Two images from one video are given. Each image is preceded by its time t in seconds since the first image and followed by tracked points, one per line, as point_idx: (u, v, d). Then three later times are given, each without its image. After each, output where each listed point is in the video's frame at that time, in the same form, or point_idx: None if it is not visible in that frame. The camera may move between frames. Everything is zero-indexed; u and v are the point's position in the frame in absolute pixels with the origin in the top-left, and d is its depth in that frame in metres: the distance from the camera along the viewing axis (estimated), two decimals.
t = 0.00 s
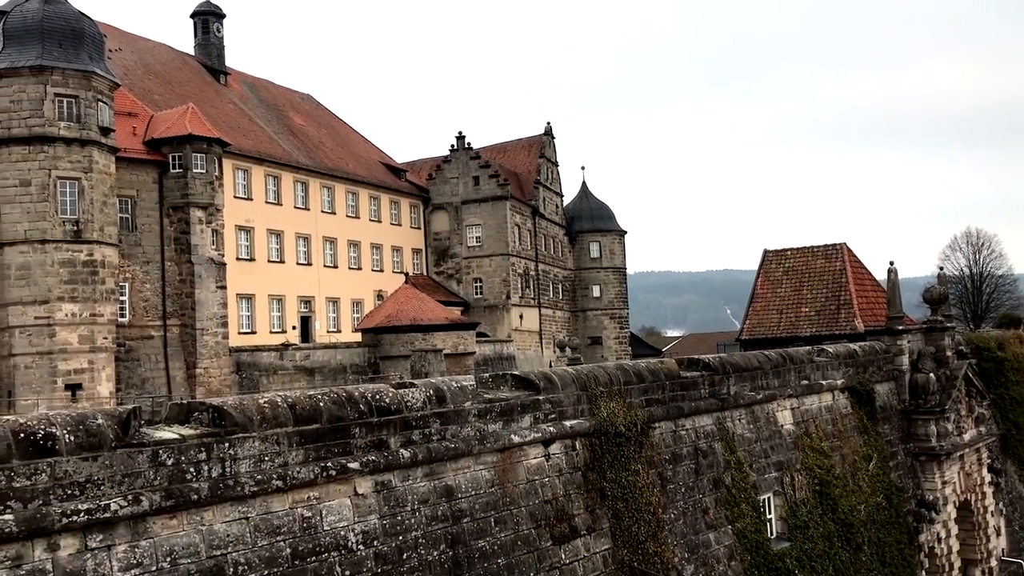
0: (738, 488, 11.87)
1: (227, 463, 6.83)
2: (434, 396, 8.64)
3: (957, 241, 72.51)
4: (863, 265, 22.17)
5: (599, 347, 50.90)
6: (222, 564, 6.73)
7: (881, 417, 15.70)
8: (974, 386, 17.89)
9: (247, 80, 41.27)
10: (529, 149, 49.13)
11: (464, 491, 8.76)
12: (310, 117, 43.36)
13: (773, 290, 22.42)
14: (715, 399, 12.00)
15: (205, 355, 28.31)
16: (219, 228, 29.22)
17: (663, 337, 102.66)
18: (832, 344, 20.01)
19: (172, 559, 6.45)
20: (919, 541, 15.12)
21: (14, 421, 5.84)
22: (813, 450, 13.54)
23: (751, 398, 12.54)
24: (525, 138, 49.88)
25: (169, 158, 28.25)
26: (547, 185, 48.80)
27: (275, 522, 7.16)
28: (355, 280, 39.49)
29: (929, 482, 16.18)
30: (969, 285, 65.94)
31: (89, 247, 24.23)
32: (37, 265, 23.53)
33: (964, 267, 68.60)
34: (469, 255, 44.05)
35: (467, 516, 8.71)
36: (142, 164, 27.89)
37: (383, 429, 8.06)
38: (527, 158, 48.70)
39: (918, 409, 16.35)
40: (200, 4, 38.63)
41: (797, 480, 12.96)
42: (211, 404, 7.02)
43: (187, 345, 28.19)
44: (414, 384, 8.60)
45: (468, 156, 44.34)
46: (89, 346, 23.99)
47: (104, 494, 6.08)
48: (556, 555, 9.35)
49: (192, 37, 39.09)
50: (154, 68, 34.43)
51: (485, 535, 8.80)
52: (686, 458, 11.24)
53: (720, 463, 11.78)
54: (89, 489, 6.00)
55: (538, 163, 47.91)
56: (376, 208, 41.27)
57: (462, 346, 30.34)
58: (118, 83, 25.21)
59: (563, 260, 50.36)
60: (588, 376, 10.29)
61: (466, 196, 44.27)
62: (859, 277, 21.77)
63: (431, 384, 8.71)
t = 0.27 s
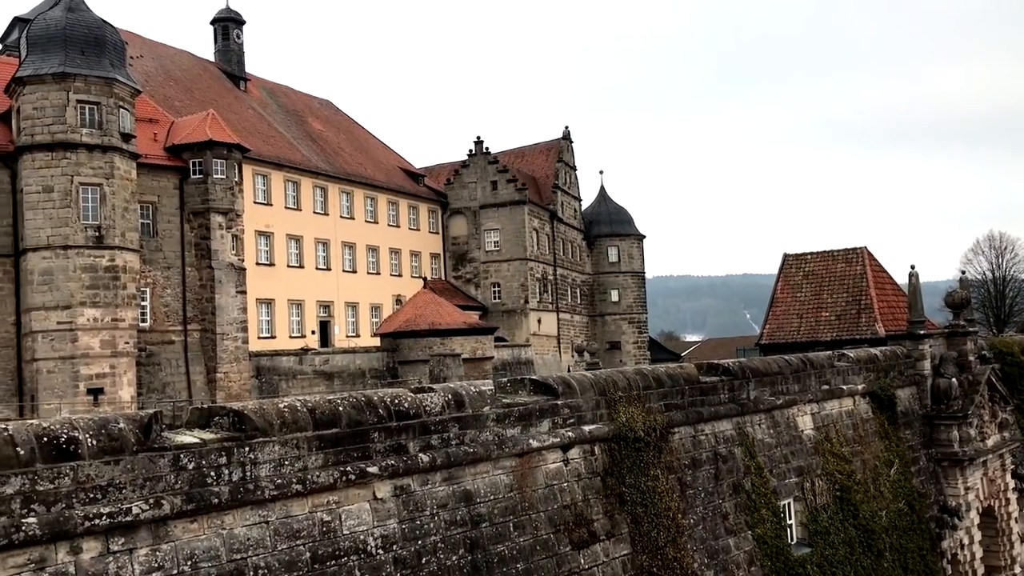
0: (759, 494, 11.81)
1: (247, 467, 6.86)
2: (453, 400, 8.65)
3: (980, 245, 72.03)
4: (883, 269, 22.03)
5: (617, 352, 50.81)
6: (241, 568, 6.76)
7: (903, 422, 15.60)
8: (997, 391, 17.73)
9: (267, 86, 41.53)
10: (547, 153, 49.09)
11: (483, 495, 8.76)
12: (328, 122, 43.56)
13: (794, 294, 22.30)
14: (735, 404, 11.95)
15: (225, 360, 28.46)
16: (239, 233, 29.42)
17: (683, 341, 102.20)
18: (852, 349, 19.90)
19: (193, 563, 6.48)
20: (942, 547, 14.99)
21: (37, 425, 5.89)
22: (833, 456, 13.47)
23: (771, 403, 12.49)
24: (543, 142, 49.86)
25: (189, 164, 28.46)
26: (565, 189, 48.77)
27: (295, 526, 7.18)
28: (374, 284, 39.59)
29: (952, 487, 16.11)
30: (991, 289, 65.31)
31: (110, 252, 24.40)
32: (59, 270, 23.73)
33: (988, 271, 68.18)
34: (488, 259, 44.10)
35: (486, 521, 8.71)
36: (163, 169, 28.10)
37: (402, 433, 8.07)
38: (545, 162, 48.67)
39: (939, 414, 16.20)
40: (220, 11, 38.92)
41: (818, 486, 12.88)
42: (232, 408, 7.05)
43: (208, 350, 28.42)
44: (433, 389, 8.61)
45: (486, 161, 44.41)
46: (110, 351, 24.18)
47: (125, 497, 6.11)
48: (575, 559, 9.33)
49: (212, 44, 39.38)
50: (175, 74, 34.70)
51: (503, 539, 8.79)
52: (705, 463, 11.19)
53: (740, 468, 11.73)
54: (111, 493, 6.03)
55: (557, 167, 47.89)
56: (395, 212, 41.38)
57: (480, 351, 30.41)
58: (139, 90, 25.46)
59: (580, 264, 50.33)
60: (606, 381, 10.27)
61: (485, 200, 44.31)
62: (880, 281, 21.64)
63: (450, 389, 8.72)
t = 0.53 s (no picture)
0: (778, 500, 11.75)
1: (266, 471, 6.88)
2: (471, 405, 8.66)
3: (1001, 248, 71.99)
4: (904, 273, 21.88)
5: (635, 357, 50.72)
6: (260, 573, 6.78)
7: (923, 428, 15.50)
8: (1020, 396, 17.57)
9: (285, 92, 41.79)
10: (563, 158, 49.07)
11: (501, 500, 8.75)
12: (346, 127, 43.73)
13: (813, 298, 22.17)
14: (754, 409, 11.90)
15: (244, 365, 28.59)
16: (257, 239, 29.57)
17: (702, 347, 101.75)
18: (872, 354, 19.80)
19: (212, 567, 6.50)
20: (964, 555, 14.87)
21: (59, 429, 5.93)
22: (853, 461, 13.38)
23: (790, 409, 12.43)
24: (560, 147, 49.83)
25: (208, 170, 28.65)
26: (583, 194, 48.74)
27: (313, 531, 7.19)
28: (392, 290, 39.68)
29: (973, 493, 16.01)
30: (1014, 293, 64.78)
31: (130, 258, 24.53)
32: (79, 276, 23.92)
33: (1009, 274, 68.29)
34: (505, 265, 44.12)
35: (503, 526, 8.70)
36: (182, 176, 28.28)
37: (420, 438, 8.08)
38: (562, 167, 48.63)
39: (961, 420, 16.14)
40: (239, 17, 39.17)
41: (838, 491, 12.80)
42: (251, 413, 7.08)
43: (227, 355, 28.55)
44: (451, 394, 8.62)
45: (503, 166, 44.45)
46: (130, 356, 24.33)
47: (145, 502, 6.15)
48: (593, 565, 9.31)
49: (231, 50, 39.63)
50: (194, 80, 34.97)
51: (521, 545, 8.78)
52: (724, 469, 11.14)
53: (759, 474, 11.67)
54: (131, 497, 6.06)
55: (574, 172, 47.87)
56: (412, 217, 41.48)
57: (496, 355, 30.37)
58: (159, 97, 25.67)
59: (597, 269, 50.28)
60: (624, 387, 10.25)
61: (502, 205, 44.34)
62: (901, 286, 21.50)
63: (467, 394, 8.72)
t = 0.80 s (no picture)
0: (796, 506, 11.69)
1: (283, 476, 6.91)
2: (487, 410, 8.67)
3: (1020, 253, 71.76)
4: (922, 277, 21.74)
5: (651, 362, 50.62)
6: None
7: (943, 433, 15.39)
8: None
9: (303, 99, 42.02)
10: (579, 163, 49.06)
11: (517, 505, 8.75)
12: (363, 134, 43.92)
13: (830, 303, 22.05)
14: (771, 415, 11.84)
15: (261, 370, 28.73)
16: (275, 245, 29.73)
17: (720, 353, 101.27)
18: (891, 359, 19.69)
19: (230, 572, 6.53)
20: (985, 562, 14.75)
21: (79, 434, 5.97)
22: (871, 467, 13.30)
23: (808, 414, 12.36)
24: (576, 152, 49.81)
25: (226, 176, 28.83)
26: (598, 199, 48.72)
27: (330, 536, 7.21)
28: (409, 295, 39.76)
29: (994, 500, 15.89)
30: None
31: (149, 264, 24.72)
32: (99, 282, 24.11)
33: None
34: (521, 270, 44.13)
35: (520, 531, 8.69)
36: (201, 182, 28.45)
37: (436, 444, 8.09)
38: (578, 172, 48.62)
39: (981, 426, 16.03)
40: (257, 25, 39.41)
41: (856, 497, 12.72)
42: (269, 418, 7.11)
43: (245, 360, 28.67)
44: (467, 399, 8.64)
45: (519, 171, 44.49)
46: (149, 361, 24.51)
47: (164, 506, 6.19)
48: (610, 571, 9.29)
49: (248, 58, 39.87)
50: (213, 87, 35.20)
51: (538, 550, 8.77)
52: (741, 475, 11.09)
53: (777, 480, 11.61)
54: (150, 502, 6.11)
55: (590, 177, 47.85)
56: (428, 223, 41.57)
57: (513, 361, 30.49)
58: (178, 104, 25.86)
59: (614, 274, 50.24)
60: (641, 392, 10.23)
61: (518, 211, 44.38)
62: (919, 290, 21.36)
63: (484, 399, 8.74)
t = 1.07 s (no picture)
0: (814, 511, 11.63)
1: (300, 481, 6.93)
2: (503, 415, 8.68)
3: None
4: (940, 282, 21.62)
5: (668, 367, 50.48)
6: None
7: (962, 439, 15.28)
8: None
9: (319, 105, 42.22)
10: (595, 168, 49.04)
11: (534, 511, 8.73)
12: (379, 140, 44.07)
13: (848, 307, 21.91)
14: (789, 420, 11.79)
15: (278, 375, 28.84)
16: (292, 250, 29.86)
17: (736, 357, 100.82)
18: (909, 364, 19.57)
19: None
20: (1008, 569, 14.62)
21: (98, 439, 6.01)
22: (889, 473, 13.23)
23: (826, 420, 12.30)
24: (592, 157, 49.79)
25: (243, 182, 29.00)
26: (614, 204, 48.68)
27: (347, 541, 7.22)
28: (424, 300, 39.82)
29: (1014, 506, 15.80)
30: None
31: (167, 269, 24.88)
32: (118, 288, 24.27)
33: None
34: (536, 275, 44.11)
35: (536, 537, 8.67)
36: (218, 189, 28.62)
37: (452, 449, 8.10)
38: (594, 176, 48.61)
39: (1001, 431, 15.90)
40: (273, 32, 39.62)
41: (875, 503, 12.65)
42: (285, 423, 7.14)
43: (262, 365, 28.79)
44: (483, 404, 8.65)
45: (534, 176, 44.53)
46: (167, 366, 24.65)
47: (182, 511, 6.21)
48: None
49: (265, 65, 40.10)
50: (230, 94, 35.42)
51: (554, 556, 8.75)
52: (758, 480, 11.04)
53: (794, 485, 11.56)
54: (168, 506, 6.14)
55: (605, 182, 47.82)
56: (444, 228, 41.65)
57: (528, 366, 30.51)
58: (196, 110, 26.02)
59: (629, 278, 50.17)
60: (657, 397, 10.22)
61: (533, 215, 44.39)
62: (937, 294, 21.23)
63: (499, 404, 8.75)
